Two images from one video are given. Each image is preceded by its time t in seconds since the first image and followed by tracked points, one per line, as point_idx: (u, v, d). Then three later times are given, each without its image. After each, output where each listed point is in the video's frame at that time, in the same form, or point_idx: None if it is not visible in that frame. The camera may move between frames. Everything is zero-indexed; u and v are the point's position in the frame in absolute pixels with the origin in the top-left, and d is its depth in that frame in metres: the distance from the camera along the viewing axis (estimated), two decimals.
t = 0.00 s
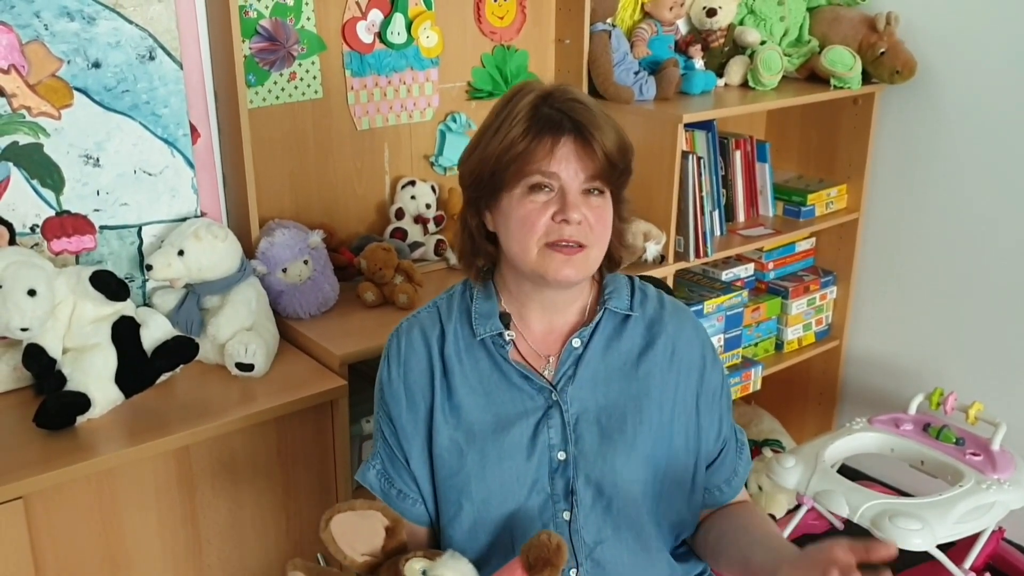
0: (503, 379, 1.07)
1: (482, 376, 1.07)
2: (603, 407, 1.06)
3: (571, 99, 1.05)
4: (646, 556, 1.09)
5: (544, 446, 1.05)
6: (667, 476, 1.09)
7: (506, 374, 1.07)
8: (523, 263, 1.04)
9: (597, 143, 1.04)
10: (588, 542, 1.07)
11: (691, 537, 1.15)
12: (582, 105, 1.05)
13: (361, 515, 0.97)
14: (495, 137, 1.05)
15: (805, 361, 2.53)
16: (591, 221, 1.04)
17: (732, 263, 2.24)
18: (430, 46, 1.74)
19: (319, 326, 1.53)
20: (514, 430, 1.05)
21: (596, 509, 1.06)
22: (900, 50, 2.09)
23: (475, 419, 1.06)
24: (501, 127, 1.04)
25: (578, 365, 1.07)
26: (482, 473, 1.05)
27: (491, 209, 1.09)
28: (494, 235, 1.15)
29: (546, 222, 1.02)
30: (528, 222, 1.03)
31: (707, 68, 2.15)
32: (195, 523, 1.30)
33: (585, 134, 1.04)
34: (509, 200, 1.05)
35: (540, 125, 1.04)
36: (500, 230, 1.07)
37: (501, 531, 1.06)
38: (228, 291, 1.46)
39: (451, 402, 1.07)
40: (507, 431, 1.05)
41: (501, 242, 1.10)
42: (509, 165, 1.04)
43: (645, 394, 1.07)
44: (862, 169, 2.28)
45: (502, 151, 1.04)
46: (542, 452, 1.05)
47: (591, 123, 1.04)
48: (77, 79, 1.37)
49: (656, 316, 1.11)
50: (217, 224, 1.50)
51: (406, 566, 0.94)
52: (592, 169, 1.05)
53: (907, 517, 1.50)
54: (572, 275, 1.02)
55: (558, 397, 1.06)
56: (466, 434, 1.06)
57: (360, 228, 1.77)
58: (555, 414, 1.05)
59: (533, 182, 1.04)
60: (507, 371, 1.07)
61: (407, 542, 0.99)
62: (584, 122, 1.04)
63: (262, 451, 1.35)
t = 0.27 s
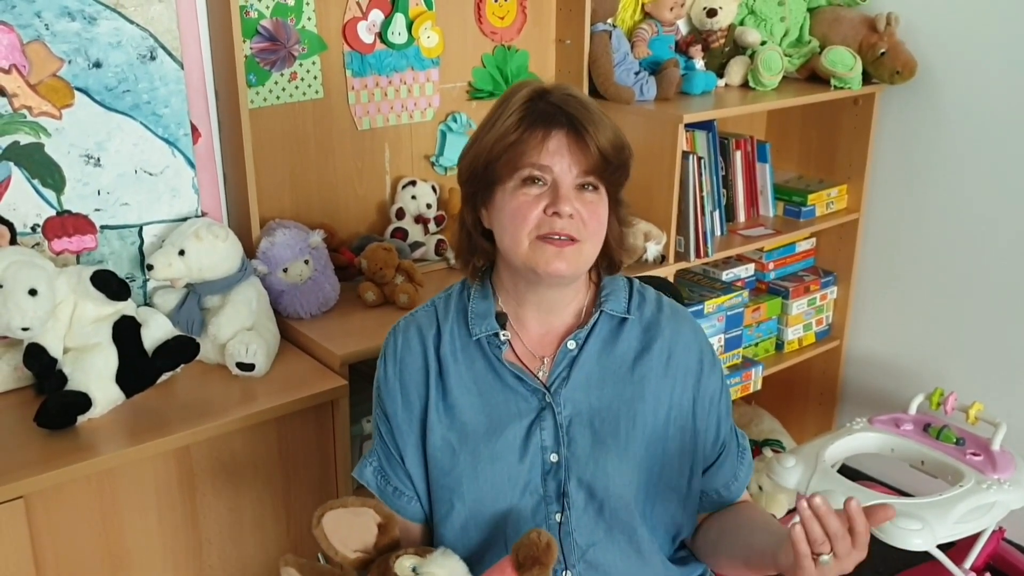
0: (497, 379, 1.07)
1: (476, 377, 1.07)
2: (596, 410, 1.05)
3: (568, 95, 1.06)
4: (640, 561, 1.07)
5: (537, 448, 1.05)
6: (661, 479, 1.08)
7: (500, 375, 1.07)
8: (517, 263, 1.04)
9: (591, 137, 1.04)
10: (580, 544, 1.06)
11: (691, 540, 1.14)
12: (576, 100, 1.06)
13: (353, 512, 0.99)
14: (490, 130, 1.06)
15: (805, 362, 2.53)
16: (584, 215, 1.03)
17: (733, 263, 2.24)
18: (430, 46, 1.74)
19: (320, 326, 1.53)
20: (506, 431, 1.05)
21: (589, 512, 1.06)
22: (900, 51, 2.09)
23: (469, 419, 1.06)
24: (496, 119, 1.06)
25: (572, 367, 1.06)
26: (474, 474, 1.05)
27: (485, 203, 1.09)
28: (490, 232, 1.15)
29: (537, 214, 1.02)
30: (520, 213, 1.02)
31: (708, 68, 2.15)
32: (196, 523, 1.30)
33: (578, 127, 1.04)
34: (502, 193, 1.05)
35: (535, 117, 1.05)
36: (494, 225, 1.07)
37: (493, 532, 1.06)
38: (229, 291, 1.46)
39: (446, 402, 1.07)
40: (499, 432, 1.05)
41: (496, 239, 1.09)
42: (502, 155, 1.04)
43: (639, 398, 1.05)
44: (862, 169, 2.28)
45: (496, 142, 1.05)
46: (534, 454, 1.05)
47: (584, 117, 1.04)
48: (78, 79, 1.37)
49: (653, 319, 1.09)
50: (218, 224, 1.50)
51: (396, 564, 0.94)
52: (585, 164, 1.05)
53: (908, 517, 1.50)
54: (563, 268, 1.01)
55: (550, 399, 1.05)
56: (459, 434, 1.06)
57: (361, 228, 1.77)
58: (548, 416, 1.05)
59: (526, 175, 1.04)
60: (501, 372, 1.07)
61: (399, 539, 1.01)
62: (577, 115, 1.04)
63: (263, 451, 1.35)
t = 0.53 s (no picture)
0: (493, 377, 1.07)
1: (473, 374, 1.08)
2: (591, 408, 1.05)
3: (565, 97, 1.06)
4: (634, 560, 1.07)
5: (532, 446, 1.06)
6: (657, 478, 1.08)
7: (497, 373, 1.07)
8: (515, 263, 1.04)
9: (587, 141, 1.04)
10: (575, 541, 1.07)
11: (690, 541, 1.13)
12: (573, 103, 1.05)
13: (349, 504, 1.00)
14: (486, 131, 1.06)
15: (806, 362, 2.53)
16: (579, 219, 1.03)
17: (733, 264, 2.25)
18: (431, 47, 1.74)
19: (321, 326, 1.54)
20: (501, 429, 1.06)
21: (584, 510, 1.06)
22: (901, 51, 2.10)
23: (465, 416, 1.07)
24: (492, 121, 1.06)
25: (568, 366, 1.06)
26: (469, 470, 1.06)
27: (482, 204, 1.09)
28: (487, 231, 1.15)
29: (532, 218, 1.02)
30: (515, 216, 1.03)
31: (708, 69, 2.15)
32: (198, 522, 1.31)
33: (573, 131, 1.04)
34: (498, 195, 1.06)
35: (531, 120, 1.05)
36: (490, 225, 1.07)
37: (488, 527, 1.07)
38: (230, 291, 1.47)
39: (443, 399, 1.08)
40: (494, 430, 1.06)
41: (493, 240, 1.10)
42: (498, 157, 1.05)
43: (635, 398, 1.05)
44: (863, 170, 2.28)
45: (491, 144, 1.05)
46: (529, 452, 1.06)
47: (580, 120, 1.04)
48: (80, 80, 1.37)
49: (651, 319, 1.09)
50: (219, 224, 1.51)
51: (388, 556, 0.96)
52: (580, 168, 1.05)
53: (908, 518, 1.50)
54: (557, 272, 1.01)
55: (546, 397, 1.05)
56: (455, 430, 1.07)
57: (362, 229, 1.77)
58: (543, 414, 1.05)
59: (521, 177, 1.04)
60: (498, 370, 1.07)
61: (394, 531, 1.03)
62: (572, 119, 1.04)
63: (264, 451, 1.35)
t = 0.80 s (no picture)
0: (490, 378, 1.07)
1: (470, 375, 1.08)
2: (586, 410, 1.05)
3: (565, 96, 1.05)
4: (629, 562, 1.07)
5: (527, 447, 1.05)
6: (653, 481, 1.07)
7: (494, 374, 1.07)
8: (513, 264, 1.04)
9: (582, 140, 1.03)
10: (570, 543, 1.06)
11: (688, 543, 1.13)
12: (572, 102, 1.05)
13: (342, 500, 1.01)
14: (485, 127, 1.07)
15: (805, 363, 2.53)
16: (572, 216, 1.02)
17: (733, 264, 2.25)
18: (430, 47, 1.74)
19: (320, 327, 1.53)
20: (497, 430, 1.05)
21: (578, 512, 1.06)
22: (900, 52, 2.09)
23: (462, 417, 1.07)
24: (491, 117, 1.06)
25: (565, 368, 1.06)
26: (464, 470, 1.06)
27: (481, 199, 1.10)
28: (486, 229, 1.17)
29: (525, 213, 1.01)
30: (509, 210, 1.02)
31: (707, 69, 2.15)
32: (196, 523, 1.30)
33: (570, 129, 1.03)
34: (494, 190, 1.06)
35: (530, 117, 1.05)
36: (487, 220, 1.07)
37: (483, 528, 1.07)
38: (229, 292, 1.46)
39: (439, 398, 1.08)
40: (490, 430, 1.05)
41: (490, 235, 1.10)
42: (495, 153, 1.05)
43: (631, 401, 1.04)
44: (862, 170, 2.28)
45: (489, 139, 1.05)
46: (525, 453, 1.05)
47: (576, 119, 1.03)
48: (78, 80, 1.37)
49: (649, 322, 1.08)
50: (218, 225, 1.51)
51: (380, 551, 0.96)
52: (576, 166, 1.04)
53: (907, 518, 1.50)
54: (549, 269, 1.01)
55: (541, 398, 1.05)
56: (451, 430, 1.07)
57: (361, 229, 1.77)
58: (538, 415, 1.05)
59: (517, 173, 1.04)
60: (494, 371, 1.07)
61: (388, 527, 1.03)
62: (569, 117, 1.03)
63: (263, 452, 1.35)
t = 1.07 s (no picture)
0: (487, 377, 1.07)
1: (467, 374, 1.08)
2: (582, 411, 1.05)
3: (574, 96, 1.05)
4: (623, 564, 1.07)
5: (523, 447, 1.05)
6: (649, 484, 1.07)
7: (492, 374, 1.07)
8: (511, 264, 1.04)
9: (585, 142, 1.02)
10: (564, 544, 1.06)
11: (686, 547, 1.14)
12: (579, 104, 1.04)
13: (339, 497, 1.01)
14: (492, 122, 1.07)
15: (805, 363, 2.53)
16: (571, 217, 1.02)
17: (732, 265, 2.25)
18: (429, 48, 1.74)
19: (318, 328, 1.53)
20: (493, 429, 1.06)
21: (573, 513, 1.06)
22: (899, 52, 2.09)
23: (458, 415, 1.07)
24: (499, 113, 1.07)
25: (562, 368, 1.06)
26: (460, 469, 1.06)
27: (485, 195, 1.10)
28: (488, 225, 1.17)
29: (523, 211, 1.01)
30: (508, 207, 1.02)
31: (707, 70, 2.15)
32: (195, 524, 1.30)
33: (573, 131, 1.03)
34: (495, 187, 1.06)
35: (537, 114, 1.04)
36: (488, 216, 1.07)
37: (477, 527, 1.07)
38: (227, 293, 1.46)
39: (437, 396, 1.08)
40: (486, 430, 1.06)
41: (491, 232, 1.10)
42: (498, 149, 1.05)
43: (627, 403, 1.04)
44: (862, 171, 2.27)
45: (495, 135, 1.05)
46: (520, 453, 1.05)
47: (581, 121, 1.03)
48: (76, 81, 1.37)
49: (648, 325, 1.08)
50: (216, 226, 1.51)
51: (373, 550, 0.95)
52: (578, 168, 1.03)
53: (907, 519, 1.50)
54: (547, 269, 1.00)
55: (538, 399, 1.05)
56: (448, 428, 1.07)
57: (360, 230, 1.77)
58: (535, 415, 1.05)
59: (519, 170, 1.04)
60: (492, 370, 1.07)
61: (384, 525, 1.03)
62: (574, 119, 1.03)
63: (262, 453, 1.35)
